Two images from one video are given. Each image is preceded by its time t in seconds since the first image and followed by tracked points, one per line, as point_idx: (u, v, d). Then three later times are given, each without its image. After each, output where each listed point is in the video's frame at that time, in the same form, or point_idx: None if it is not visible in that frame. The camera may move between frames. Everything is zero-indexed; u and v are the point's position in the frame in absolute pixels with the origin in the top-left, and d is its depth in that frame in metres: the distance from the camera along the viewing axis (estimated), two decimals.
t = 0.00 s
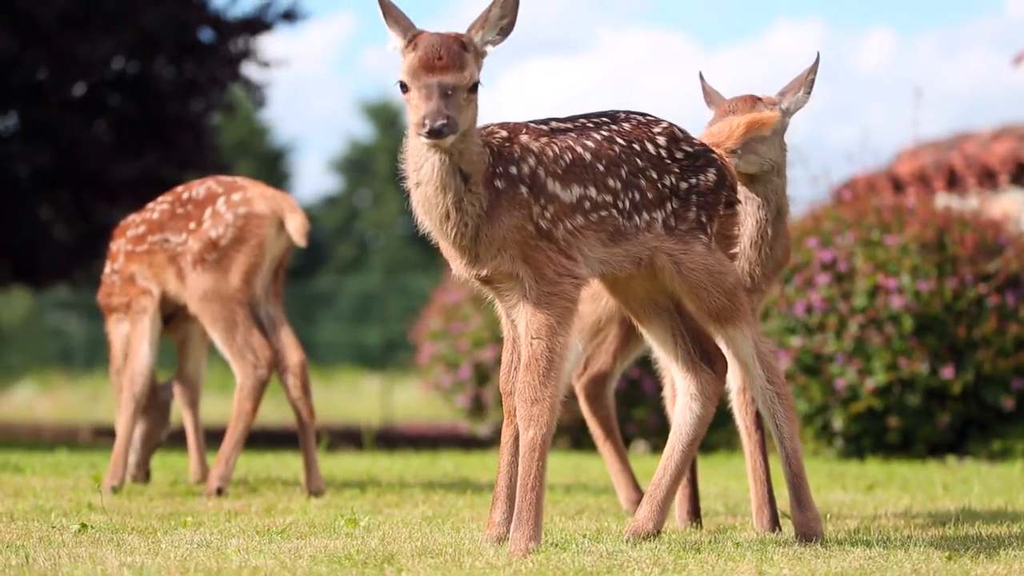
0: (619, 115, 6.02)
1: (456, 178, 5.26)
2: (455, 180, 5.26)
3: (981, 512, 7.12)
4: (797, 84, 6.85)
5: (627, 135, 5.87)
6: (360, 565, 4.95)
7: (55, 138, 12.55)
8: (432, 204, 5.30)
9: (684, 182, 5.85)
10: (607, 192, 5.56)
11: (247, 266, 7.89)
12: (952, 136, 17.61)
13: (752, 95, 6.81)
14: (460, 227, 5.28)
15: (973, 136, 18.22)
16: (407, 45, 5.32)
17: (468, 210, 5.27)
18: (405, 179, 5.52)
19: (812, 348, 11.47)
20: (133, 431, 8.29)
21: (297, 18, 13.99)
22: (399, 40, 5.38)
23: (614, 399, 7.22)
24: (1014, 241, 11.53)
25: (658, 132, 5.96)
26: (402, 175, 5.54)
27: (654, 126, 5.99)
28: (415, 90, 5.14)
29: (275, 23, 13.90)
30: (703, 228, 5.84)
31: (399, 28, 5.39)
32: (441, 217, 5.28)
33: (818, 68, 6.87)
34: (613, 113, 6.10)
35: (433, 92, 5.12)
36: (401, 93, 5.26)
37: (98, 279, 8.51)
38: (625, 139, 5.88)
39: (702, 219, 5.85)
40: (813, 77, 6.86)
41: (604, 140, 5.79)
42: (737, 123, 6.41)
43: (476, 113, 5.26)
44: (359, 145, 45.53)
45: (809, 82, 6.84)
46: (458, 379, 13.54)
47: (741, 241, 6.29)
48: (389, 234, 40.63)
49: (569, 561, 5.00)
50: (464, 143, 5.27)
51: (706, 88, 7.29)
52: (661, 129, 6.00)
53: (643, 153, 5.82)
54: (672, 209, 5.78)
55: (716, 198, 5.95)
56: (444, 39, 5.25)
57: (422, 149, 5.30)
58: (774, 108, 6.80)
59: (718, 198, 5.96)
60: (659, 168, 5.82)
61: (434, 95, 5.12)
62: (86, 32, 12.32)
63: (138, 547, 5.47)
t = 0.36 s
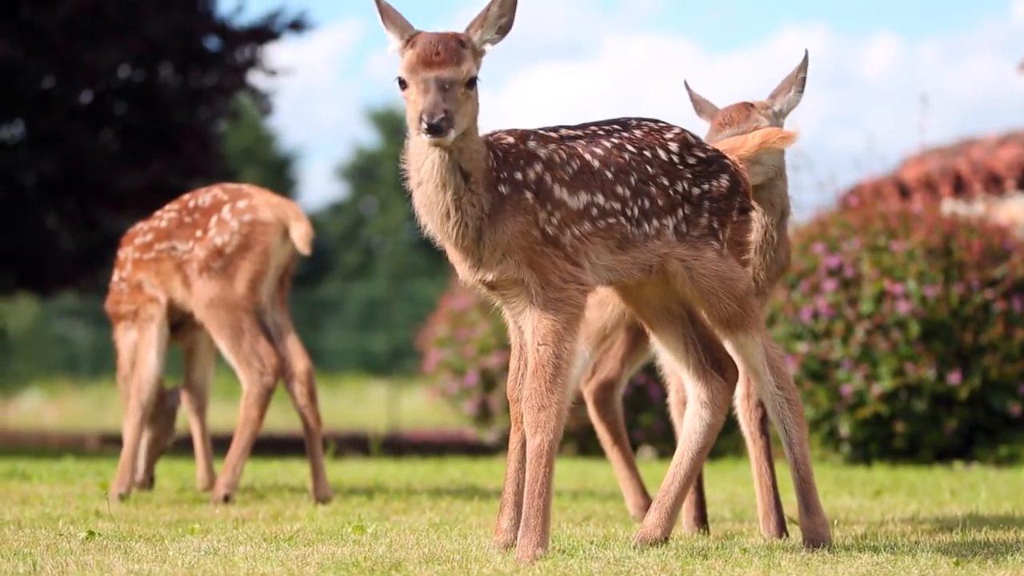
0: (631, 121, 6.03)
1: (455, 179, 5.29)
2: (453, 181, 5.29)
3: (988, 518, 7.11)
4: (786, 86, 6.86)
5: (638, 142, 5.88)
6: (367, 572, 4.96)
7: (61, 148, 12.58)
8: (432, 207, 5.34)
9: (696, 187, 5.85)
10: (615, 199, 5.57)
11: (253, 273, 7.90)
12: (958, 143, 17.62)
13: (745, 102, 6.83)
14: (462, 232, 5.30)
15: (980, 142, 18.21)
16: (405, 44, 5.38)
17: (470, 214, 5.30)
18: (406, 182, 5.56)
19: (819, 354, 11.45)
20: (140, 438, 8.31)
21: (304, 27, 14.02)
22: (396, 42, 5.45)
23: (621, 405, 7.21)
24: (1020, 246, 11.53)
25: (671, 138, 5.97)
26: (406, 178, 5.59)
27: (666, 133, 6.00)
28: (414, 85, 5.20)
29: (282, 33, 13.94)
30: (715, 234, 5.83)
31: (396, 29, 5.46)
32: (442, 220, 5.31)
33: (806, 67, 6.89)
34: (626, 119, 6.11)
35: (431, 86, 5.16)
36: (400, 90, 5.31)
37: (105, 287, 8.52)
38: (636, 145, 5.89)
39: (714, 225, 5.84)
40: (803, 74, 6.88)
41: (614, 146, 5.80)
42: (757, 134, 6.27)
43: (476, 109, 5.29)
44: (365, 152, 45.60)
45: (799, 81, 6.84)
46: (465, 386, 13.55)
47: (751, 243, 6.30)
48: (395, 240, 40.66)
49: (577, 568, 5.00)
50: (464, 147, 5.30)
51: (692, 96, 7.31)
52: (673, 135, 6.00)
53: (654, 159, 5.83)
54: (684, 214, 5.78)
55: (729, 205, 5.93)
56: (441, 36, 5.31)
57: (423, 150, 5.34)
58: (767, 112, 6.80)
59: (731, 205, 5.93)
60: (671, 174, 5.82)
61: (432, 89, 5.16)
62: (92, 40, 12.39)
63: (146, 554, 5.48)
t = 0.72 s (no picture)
0: (638, 121, 6.02)
1: (456, 176, 5.31)
2: (455, 178, 5.31)
3: (997, 517, 7.10)
4: (795, 84, 6.92)
5: (645, 141, 5.88)
6: (375, 571, 4.97)
7: (69, 148, 12.56)
8: (434, 204, 5.37)
9: (703, 186, 5.84)
10: (621, 199, 5.57)
11: (262, 272, 7.91)
12: (966, 143, 17.60)
13: (754, 104, 6.82)
14: (464, 231, 5.32)
15: (988, 141, 18.19)
16: (411, 40, 5.43)
17: (472, 213, 5.31)
18: (410, 183, 5.58)
19: (826, 354, 11.44)
20: (147, 438, 8.32)
21: (312, 28, 14.04)
22: (402, 42, 5.50)
23: (629, 405, 7.21)
24: None
25: (678, 137, 5.96)
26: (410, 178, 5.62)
27: (673, 132, 6.00)
28: (422, 68, 5.25)
29: (289, 34, 13.96)
30: (722, 233, 5.82)
31: (402, 31, 5.51)
32: (444, 216, 5.33)
33: (815, 64, 6.90)
34: (633, 119, 6.11)
35: (439, 65, 5.21)
36: (407, 78, 5.35)
37: (113, 286, 8.53)
38: (643, 145, 5.88)
39: (721, 224, 5.83)
40: (812, 70, 6.90)
41: (620, 146, 5.80)
42: (767, 138, 6.17)
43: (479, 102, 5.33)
44: (372, 152, 45.65)
45: (808, 79, 6.90)
46: (472, 386, 13.54)
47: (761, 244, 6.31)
48: (402, 240, 40.67)
49: (584, 567, 5.01)
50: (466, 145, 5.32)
51: (702, 98, 7.33)
52: (680, 134, 6.00)
53: (661, 158, 5.82)
54: (690, 214, 5.78)
55: (737, 204, 5.92)
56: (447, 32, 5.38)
57: (426, 143, 5.37)
58: (777, 113, 6.84)
59: (739, 204, 5.92)
60: (678, 173, 5.81)
61: (441, 69, 5.21)
62: (99, 41, 12.53)
63: (154, 554, 5.49)
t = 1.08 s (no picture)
0: (641, 122, 6.01)
1: (451, 175, 5.33)
2: (450, 178, 5.33)
3: (1003, 520, 7.09)
4: (809, 92, 6.91)
5: (648, 143, 5.87)
6: (382, 573, 4.97)
7: (76, 151, 12.60)
8: (431, 204, 5.39)
9: (706, 188, 5.83)
10: (624, 201, 5.57)
11: (268, 275, 7.92)
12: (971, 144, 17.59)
13: (766, 110, 6.82)
14: (463, 233, 5.34)
15: (995, 143, 18.18)
16: (409, 42, 5.40)
17: (470, 214, 5.32)
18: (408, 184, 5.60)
19: (833, 356, 11.44)
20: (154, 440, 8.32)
21: (317, 29, 14.05)
22: (400, 39, 5.47)
23: (635, 407, 7.22)
24: None
25: (681, 139, 5.96)
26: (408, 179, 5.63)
27: (676, 133, 5.99)
28: (413, 81, 5.23)
29: (294, 35, 13.98)
30: (726, 235, 5.82)
31: (400, 27, 5.48)
32: (439, 215, 5.35)
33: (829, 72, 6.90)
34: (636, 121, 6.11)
35: (430, 83, 5.19)
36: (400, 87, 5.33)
37: (120, 289, 8.54)
38: (646, 147, 5.87)
39: (725, 226, 5.83)
40: (825, 79, 6.90)
41: (623, 148, 5.79)
42: (770, 140, 6.18)
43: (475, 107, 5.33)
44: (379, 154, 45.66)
45: (821, 87, 6.89)
46: (478, 389, 13.54)
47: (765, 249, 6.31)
48: (409, 242, 40.67)
49: (591, 569, 5.01)
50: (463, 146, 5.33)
51: (715, 99, 7.32)
52: (683, 136, 5.99)
53: (664, 160, 5.82)
54: (693, 215, 5.77)
55: (740, 206, 5.92)
56: (444, 35, 5.33)
57: (421, 145, 5.40)
58: (789, 119, 6.83)
59: (742, 206, 5.92)
60: (681, 175, 5.81)
61: (431, 86, 5.20)
62: (105, 44, 12.56)
63: (160, 556, 5.49)
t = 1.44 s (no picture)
0: (648, 122, 5.99)
1: (454, 172, 5.34)
2: (454, 174, 5.34)
3: (1007, 519, 7.09)
4: (817, 95, 6.92)
5: (655, 142, 5.85)
6: (387, 573, 4.97)
7: (79, 151, 12.58)
8: (433, 200, 5.39)
9: (713, 188, 5.83)
10: (631, 201, 5.55)
11: (273, 276, 7.93)
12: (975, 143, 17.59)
13: (776, 111, 6.81)
14: (466, 232, 5.35)
15: (999, 142, 18.18)
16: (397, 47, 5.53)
17: (474, 211, 5.33)
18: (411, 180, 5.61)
19: (838, 355, 11.44)
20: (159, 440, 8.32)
21: (320, 28, 14.06)
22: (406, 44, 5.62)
23: (639, 407, 7.24)
24: None
25: (688, 138, 5.94)
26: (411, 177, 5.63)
27: (683, 133, 5.97)
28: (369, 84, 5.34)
29: (297, 34, 14.00)
30: (731, 235, 5.82)
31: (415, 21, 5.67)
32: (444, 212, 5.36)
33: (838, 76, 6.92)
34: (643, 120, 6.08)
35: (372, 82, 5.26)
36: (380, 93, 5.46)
37: (126, 289, 8.54)
38: (653, 146, 5.85)
39: (730, 225, 5.83)
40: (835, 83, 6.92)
41: (631, 148, 5.77)
42: (776, 139, 6.15)
43: (431, 101, 5.26)
44: (382, 154, 45.67)
45: (829, 91, 6.91)
46: (483, 388, 13.53)
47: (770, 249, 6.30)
48: (413, 242, 40.68)
49: (596, 568, 5.01)
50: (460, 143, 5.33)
51: (721, 93, 7.30)
52: (690, 135, 5.98)
53: (672, 159, 5.80)
54: (700, 215, 5.76)
55: (745, 206, 5.91)
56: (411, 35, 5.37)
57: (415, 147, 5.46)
58: (796, 121, 6.85)
59: (748, 206, 5.92)
60: (688, 174, 5.79)
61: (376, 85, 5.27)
62: (110, 44, 12.58)
63: (165, 556, 5.50)
